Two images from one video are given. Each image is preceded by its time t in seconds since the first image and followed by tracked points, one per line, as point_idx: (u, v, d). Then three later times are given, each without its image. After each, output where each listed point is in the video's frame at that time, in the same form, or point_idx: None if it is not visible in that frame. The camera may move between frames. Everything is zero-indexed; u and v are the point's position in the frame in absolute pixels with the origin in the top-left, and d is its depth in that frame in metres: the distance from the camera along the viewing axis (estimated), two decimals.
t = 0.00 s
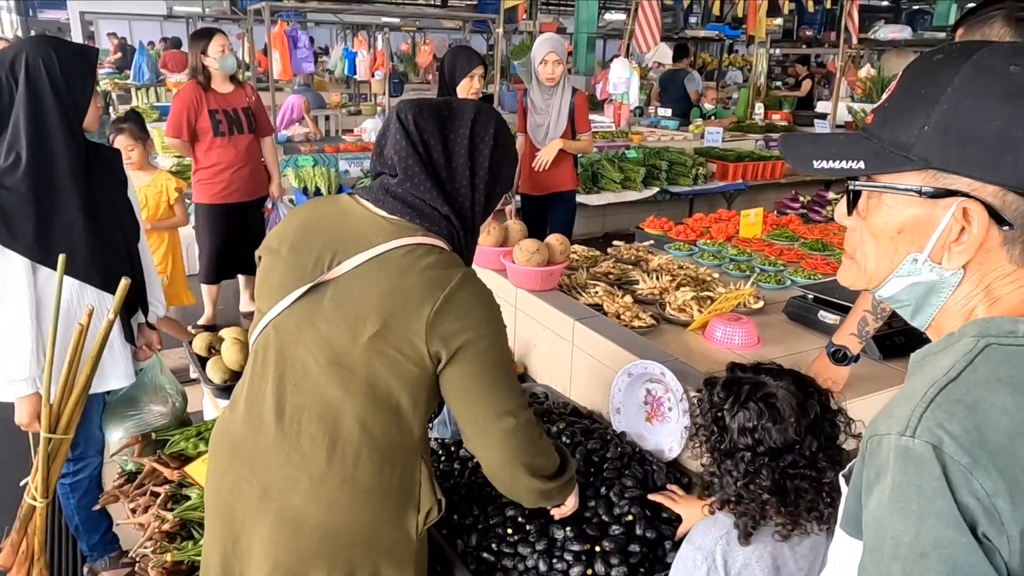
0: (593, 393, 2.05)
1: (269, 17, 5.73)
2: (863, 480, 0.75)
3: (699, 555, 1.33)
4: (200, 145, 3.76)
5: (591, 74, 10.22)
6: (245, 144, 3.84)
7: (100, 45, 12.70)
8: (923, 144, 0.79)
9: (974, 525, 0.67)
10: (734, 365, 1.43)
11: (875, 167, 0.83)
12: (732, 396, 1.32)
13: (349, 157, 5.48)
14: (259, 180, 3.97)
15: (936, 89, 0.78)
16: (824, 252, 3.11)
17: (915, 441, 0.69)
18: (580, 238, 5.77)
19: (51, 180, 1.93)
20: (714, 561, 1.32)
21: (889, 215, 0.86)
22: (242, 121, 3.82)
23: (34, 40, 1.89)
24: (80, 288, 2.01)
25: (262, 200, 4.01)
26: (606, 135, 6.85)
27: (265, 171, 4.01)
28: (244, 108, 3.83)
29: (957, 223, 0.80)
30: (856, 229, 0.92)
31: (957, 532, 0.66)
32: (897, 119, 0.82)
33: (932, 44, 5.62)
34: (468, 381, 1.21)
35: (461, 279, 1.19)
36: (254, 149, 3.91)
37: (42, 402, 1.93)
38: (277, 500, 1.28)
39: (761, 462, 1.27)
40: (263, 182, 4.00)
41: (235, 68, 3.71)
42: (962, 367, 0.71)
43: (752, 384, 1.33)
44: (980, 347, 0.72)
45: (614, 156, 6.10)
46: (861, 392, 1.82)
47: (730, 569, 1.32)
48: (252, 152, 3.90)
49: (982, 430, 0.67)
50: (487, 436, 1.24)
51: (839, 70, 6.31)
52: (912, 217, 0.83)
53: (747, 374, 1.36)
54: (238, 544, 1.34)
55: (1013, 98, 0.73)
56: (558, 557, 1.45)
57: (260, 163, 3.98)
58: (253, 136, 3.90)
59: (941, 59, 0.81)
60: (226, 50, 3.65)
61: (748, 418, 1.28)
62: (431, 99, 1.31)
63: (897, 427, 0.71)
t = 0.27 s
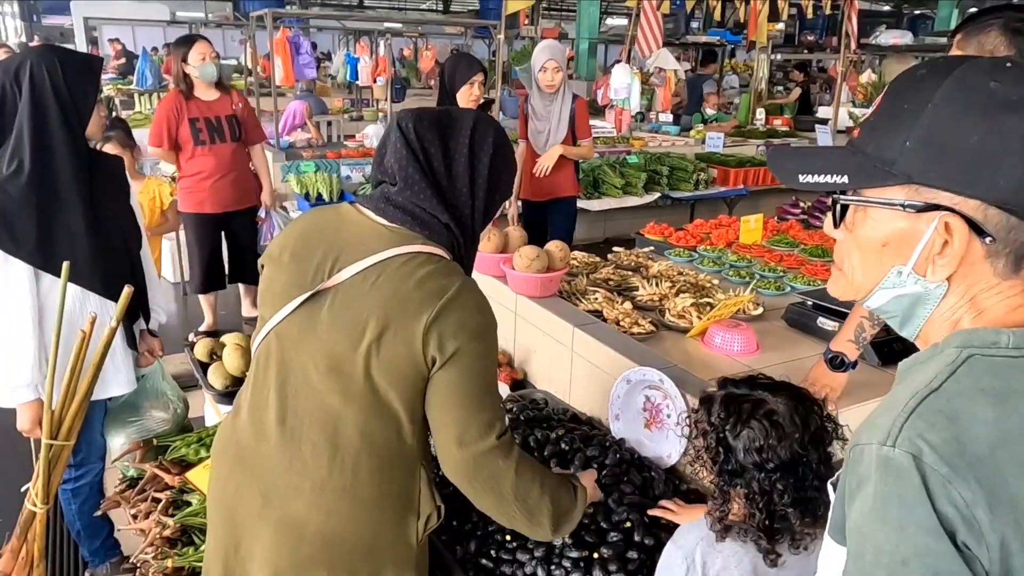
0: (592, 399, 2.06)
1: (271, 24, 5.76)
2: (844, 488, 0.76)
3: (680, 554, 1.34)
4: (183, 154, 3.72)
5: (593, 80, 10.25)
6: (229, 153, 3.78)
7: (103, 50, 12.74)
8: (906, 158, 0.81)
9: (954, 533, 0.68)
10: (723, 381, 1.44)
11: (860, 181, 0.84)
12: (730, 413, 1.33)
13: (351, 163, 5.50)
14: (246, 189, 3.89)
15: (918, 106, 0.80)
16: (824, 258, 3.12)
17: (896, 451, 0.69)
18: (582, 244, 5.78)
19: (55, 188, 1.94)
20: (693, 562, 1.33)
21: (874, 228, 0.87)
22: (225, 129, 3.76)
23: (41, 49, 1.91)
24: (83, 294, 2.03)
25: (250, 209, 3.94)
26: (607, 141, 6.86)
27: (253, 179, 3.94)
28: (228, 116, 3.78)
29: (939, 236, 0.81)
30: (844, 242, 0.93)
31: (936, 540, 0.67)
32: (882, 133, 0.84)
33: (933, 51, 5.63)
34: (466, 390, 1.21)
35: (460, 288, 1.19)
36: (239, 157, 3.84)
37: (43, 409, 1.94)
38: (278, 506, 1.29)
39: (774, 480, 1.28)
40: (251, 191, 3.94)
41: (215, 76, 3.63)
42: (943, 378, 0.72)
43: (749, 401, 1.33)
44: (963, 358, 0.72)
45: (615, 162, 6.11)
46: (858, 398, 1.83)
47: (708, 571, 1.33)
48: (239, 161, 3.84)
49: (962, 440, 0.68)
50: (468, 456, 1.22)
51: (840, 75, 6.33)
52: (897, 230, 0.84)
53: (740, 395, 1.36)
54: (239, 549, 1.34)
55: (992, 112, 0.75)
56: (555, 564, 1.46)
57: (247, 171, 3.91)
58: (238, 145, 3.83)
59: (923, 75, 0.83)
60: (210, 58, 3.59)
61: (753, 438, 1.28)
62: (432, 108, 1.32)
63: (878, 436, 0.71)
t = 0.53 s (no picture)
0: (593, 408, 2.07)
1: (277, 31, 5.80)
2: (827, 500, 0.77)
3: (679, 562, 1.35)
4: (164, 162, 3.70)
5: (597, 86, 10.27)
6: (208, 163, 3.70)
7: (111, 56, 12.83)
8: (884, 176, 0.82)
9: (932, 546, 0.68)
10: (720, 388, 1.45)
11: (836, 201, 0.87)
12: (723, 421, 1.33)
13: (356, 169, 5.53)
14: (226, 200, 3.81)
15: (894, 125, 0.82)
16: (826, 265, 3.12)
17: (876, 464, 0.70)
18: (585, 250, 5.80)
19: (62, 197, 1.97)
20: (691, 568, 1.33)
21: (858, 245, 0.88)
22: (202, 139, 3.68)
23: (48, 60, 1.93)
24: (88, 302, 2.05)
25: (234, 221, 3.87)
26: (611, 147, 6.87)
27: (236, 190, 3.85)
28: (209, 125, 3.68)
29: (921, 253, 0.82)
30: (830, 258, 0.94)
31: (914, 552, 0.68)
32: (862, 151, 0.86)
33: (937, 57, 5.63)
34: (467, 401, 1.23)
35: (461, 300, 1.21)
36: (219, 167, 3.75)
37: (49, 415, 1.96)
38: (279, 514, 1.29)
39: (764, 488, 1.29)
40: (237, 202, 3.86)
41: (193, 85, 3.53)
42: (924, 394, 0.72)
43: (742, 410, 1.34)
44: (943, 373, 0.73)
45: (619, 168, 6.12)
46: (857, 407, 1.83)
47: None
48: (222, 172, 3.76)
49: (939, 454, 0.69)
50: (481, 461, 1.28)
51: (844, 82, 6.33)
52: (879, 247, 0.85)
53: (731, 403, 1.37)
54: (240, 556, 1.36)
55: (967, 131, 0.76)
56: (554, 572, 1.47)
57: (229, 182, 3.81)
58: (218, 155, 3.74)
59: (905, 93, 0.84)
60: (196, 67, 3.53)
61: (742, 446, 1.29)
62: (435, 121, 1.33)
63: (859, 450, 0.72)
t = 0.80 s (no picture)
0: (600, 413, 2.07)
1: (288, 37, 5.84)
2: (820, 499, 0.77)
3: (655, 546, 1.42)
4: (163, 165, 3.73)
5: (606, 91, 10.28)
6: (202, 170, 3.68)
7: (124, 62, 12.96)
8: (879, 184, 0.83)
9: (920, 546, 0.69)
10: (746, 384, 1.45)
11: (837, 207, 0.87)
12: (724, 411, 1.35)
13: (365, 174, 5.57)
14: (218, 208, 3.78)
15: (890, 133, 0.83)
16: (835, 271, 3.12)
17: (865, 463, 0.70)
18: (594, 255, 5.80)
19: (76, 200, 1.99)
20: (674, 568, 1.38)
21: (855, 251, 0.88)
22: (194, 147, 3.64)
23: (62, 67, 1.96)
24: (100, 305, 2.07)
25: (226, 229, 3.85)
26: (619, 152, 6.87)
27: (231, 198, 3.82)
28: (204, 132, 3.63)
29: (917, 259, 0.82)
30: (830, 264, 0.95)
31: (901, 552, 0.68)
32: (859, 158, 0.86)
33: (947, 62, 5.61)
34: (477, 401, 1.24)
35: (472, 303, 1.22)
36: (213, 175, 3.72)
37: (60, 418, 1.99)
38: (288, 517, 1.28)
39: (728, 480, 1.31)
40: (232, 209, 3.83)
41: (187, 93, 3.49)
42: (916, 396, 0.72)
43: (747, 403, 1.35)
44: (938, 374, 0.73)
45: (627, 174, 6.13)
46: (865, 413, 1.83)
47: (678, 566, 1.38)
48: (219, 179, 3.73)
49: (929, 455, 0.69)
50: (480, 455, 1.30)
51: (854, 87, 6.31)
52: (876, 253, 0.86)
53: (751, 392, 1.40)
54: (246, 564, 1.34)
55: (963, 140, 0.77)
56: None
57: (224, 189, 3.78)
58: (212, 162, 3.70)
59: (904, 101, 0.85)
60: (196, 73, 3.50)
61: (728, 433, 1.32)
62: (444, 129, 1.35)
63: (849, 449, 0.72)
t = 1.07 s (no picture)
0: (609, 418, 2.06)
1: (302, 43, 5.89)
2: (821, 508, 0.77)
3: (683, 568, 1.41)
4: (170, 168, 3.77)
5: (620, 96, 10.28)
6: (201, 176, 3.69)
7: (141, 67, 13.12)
8: (876, 191, 0.83)
9: (919, 556, 0.69)
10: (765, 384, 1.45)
11: (835, 215, 0.87)
12: (747, 409, 1.35)
13: (378, 179, 5.59)
14: (215, 216, 3.78)
15: (885, 140, 0.82)
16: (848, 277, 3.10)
17: (864, 472, 0.70)
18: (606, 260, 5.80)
19: (90, 204, 2.01)
20: (696, 574, 1.38)
21: (853, 259, 0.88)
22: (195, 153, 3.64)
23: (79, 72, 1.99)
24: (113, 306, 2.09)
25: (220, 237, 3.85)
26: (632, 157, 6.86)
27: (228, 206, 3.82)
28: (206, 138, 3.62)
29: (915, 266, 0.82)
30: (829, 272, 0.94)
31: (901, 561, 0.68)
32: (855, 165, 0.86)
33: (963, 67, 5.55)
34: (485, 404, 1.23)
35: (480, 306, 1.22)
36: (212, 182, 3.72)
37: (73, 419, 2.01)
38: (302, 518, 1.29)
39: (753, 478, 1.29)
40: (229, 217, 3.83)
41: (197, 99, 3.50)
42: (916, 404, 0.72)
43: (772, 403, 1.35)
44: (939, 382, 0.73)
45: (640, 178, 6.13)
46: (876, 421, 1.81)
47: None
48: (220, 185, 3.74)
49: (928, 464, 0.69)
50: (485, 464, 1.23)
51: (869, 92, 6.27)
52: (875, 260, 0.85)
53: (771, 394, 1.39)
54: (258, 566, 1.34)
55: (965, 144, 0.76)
56: None
57: (222, 197, 3.78)
58: (212, 169, 3.70)
59: (907, 105, 0.85)
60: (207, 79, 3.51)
61: (751, 430, 1.30)
62: (452, 133, 1.35)
63: (848, 458, 0.72)
